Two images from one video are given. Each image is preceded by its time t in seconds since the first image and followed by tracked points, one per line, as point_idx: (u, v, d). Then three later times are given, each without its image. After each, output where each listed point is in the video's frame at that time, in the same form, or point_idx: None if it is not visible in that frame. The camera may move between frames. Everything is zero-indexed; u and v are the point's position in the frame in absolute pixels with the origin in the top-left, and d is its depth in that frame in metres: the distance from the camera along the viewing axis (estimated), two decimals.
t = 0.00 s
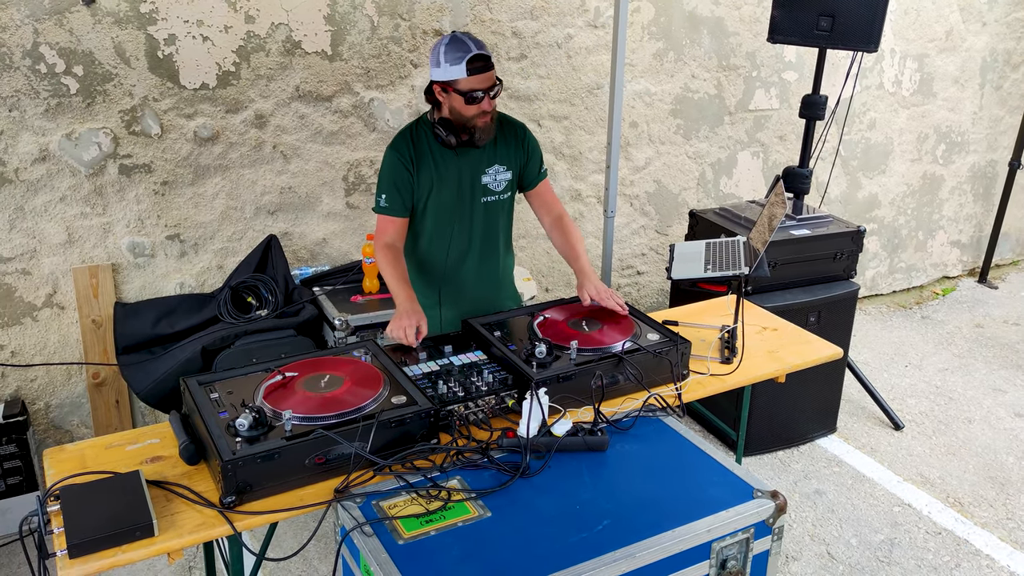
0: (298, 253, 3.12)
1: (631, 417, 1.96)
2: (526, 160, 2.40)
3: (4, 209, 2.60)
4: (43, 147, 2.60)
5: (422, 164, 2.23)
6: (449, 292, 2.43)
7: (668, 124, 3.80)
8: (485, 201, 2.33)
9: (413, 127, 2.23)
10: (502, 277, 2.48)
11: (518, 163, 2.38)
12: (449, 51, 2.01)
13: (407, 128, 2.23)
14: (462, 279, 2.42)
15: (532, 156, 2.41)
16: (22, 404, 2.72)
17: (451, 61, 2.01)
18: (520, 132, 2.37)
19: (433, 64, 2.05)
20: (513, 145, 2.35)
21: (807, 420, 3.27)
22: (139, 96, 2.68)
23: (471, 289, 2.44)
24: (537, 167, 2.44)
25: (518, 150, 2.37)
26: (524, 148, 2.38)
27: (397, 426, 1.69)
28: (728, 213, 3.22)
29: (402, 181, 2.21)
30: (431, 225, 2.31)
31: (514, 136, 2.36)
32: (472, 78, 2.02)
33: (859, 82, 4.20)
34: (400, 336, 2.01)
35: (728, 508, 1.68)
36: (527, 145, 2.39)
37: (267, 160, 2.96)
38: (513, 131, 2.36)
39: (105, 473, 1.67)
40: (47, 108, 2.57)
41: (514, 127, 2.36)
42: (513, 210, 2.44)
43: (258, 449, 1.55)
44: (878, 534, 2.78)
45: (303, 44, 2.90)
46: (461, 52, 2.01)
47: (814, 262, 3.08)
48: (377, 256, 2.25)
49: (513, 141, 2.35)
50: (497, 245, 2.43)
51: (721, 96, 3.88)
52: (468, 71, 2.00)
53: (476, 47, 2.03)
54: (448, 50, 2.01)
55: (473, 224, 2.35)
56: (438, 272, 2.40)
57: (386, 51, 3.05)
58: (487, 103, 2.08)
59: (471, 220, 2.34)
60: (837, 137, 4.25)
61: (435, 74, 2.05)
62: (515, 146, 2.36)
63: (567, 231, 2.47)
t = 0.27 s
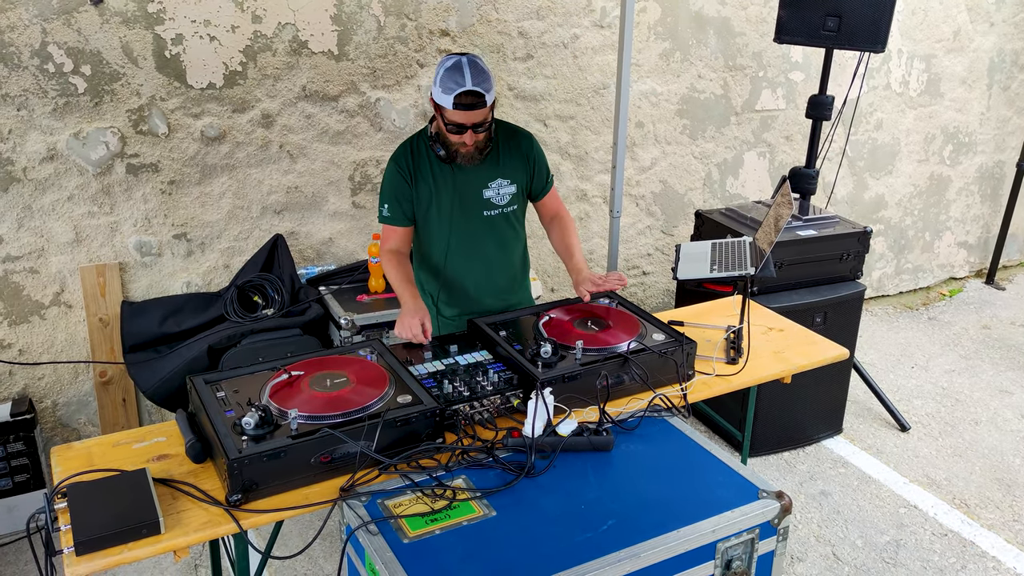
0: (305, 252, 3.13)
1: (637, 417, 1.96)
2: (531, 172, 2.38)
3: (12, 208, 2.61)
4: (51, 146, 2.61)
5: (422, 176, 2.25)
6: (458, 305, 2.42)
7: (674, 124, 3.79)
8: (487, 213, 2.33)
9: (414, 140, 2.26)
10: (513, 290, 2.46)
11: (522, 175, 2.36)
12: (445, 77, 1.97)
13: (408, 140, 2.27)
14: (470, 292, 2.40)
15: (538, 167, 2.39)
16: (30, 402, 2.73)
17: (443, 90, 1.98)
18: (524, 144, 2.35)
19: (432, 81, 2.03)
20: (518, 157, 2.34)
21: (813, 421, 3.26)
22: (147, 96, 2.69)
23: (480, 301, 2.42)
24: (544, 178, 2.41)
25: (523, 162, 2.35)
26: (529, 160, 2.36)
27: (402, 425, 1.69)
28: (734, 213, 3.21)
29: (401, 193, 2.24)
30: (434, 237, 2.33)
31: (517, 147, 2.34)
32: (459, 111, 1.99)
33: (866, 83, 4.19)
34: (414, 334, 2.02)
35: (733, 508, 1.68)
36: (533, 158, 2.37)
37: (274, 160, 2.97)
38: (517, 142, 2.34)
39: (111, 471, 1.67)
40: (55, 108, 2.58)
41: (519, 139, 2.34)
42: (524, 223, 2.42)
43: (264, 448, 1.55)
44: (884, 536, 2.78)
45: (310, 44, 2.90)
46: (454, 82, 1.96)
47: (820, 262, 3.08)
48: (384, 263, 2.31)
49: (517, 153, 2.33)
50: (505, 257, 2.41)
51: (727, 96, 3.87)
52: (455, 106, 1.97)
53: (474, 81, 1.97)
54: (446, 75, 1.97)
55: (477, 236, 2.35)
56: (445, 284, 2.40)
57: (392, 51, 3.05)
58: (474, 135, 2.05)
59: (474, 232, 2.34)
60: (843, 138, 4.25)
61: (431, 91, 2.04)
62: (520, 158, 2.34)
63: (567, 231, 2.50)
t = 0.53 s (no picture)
0: (309, 252, 3.14)
1: (641, 417, 1.95)
2: (531, 170, 2.36)
3: (17, 208, 2.62)
4: (57, 145, 2.62)
5: (419, 174, 2.25)
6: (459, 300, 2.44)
7: (679, 124, 3.79)
8: (485, 212, 2.32)
9: (412, 136, 2.26)
10: (514, 286, 2.46)
11: (521, 174, 2.34)
12: (434, 77, 1.97)
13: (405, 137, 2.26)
14: (470, 288, 2.41)
15: (538, 166, 2.36)
16: (35, 401, 2.74)
17: (433, 90, 1.98)
18: (523, 143, 2.32)
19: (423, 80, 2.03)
20: (516, 155, 2.32)
21: (818, 422, 3.26)
22: (152, 96, 2.70)
23: (478, 298, 2.43)
24: (545, 176, 2.39)
25: (522, 159, 2.33)
26: (529, 157, 2.34)
27: (407, 424, 1.70)
28: (739, 213, 3.21)
29: (399, 191, 2.25)
30: (433, 233, 2.34)
31: (515, 146, 2.31)
32: (448, 112, 1.99)
33: (871, 83, 4.18)
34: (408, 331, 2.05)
35: (738, 508, 1.68)
36: (533, 155, 2.34)
37: (279, 159, 2.97)
38: (516, 141, 2.32)
39: (117, 469, 1.68)
40: (61, 107, 2.59)
41: (518, 136, 2.32)
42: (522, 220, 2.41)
43: (269, 447, 1.56)
44: (888, 536, 2.77)
45: (315, 44, 2.91)
46: (444, 83, 1.96)
47: (825, 263, 3.07)
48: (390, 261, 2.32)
49: (515, 151, 2.31)
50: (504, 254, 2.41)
51: (732, 97, 3.87)
52: (443, 107, 1.98)
53: (463, 82, 1.97)
54: (436, 75, 1.97)
55: (475, 234, 2.35)
56: (445, 279, 2.41)
57: (397, 51, 3.06)
58: (463, 135, 2.06)
59: (471, 230, 2.34)
60: (848, 138, 4.24)
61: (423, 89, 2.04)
62: (518, 156, 2.32)
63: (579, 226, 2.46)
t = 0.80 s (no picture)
0: (311, 252, 3.14)
1: (643, 417, 1.96)
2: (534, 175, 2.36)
3: (20, 208, 2.62)
4: (59, 146, 2.62)
5: (423, 177, 2.25)
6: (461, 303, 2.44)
7: (680, 124, 3.79)
8: (488, 215, 2.33)
9: (416, 140, 2.26)
10: (517, 290, 2.46)
11: (524, 178, 2.35)
12: (441, 87, 1.97)
13: (410, 140, 2.26)
14: (473, 291, 2.42)
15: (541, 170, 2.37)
16: (38, 401, 2.74)
17: (440, 100, 1.97)
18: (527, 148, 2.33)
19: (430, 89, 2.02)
20: (520, 159, 2.32)
21: (820, 421, 3.25)
22: (155, 96, 2.70)
23: (479, 302, 2.43)
24: (548, 181, 2.39)
25: (525, 164, 2.34)
26: (532, 162, 2.35)
27: (409, 424, 1.70)
28: (741, 213, 3.21)
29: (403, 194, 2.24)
30: (436, 237, 2.34)
31: (519, 150, 2.32)
32: (454, 123, 1.99)
33: (873, 83, 4.18)
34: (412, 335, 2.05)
35: (739, 508, 1.68)
36: (537, 159, 2.35)
37: (281, 160, 2.97)
38: (520, 145, 2.32)
39: (119, 469, 1.68)
40: (63, 108, 2.59)
41: (522, 141, 2.33)
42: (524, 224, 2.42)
43: (271, 447, 1.56)
44: (890, 536, 2.77)
45: (317, 44, 2.91)
46: (450, 94, 1.96)
47: (827, 262, 3.07)
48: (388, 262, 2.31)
49: (519, 156, 2.32)
50: (507, 258, 2.42)
51: (734, 97, 3.87)
52: (449, 117, 1.97)
53: (470, 93, 1.96)
54: (442, 85, 1.96)
55: (479, 237, 2.35)
56: (447, 283, 2.41)
57: (399, 51, 3.06)
58: (469, 145, 2.06)
59: (474, 234, 2.34)
60: (850, 138, 4.24)
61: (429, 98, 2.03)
62: (522, 160, 2.33)
63: (591, 231, 2.45)
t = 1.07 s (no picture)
0: (311, 251, 3.14)
1: (643, 416, 1.95)
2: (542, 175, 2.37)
3: (19, 208, 2.62)
4: (59, 145, 2.62)
5: (431, 174, 2.24)
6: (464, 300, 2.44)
7: (680, 123, 3.79)
8: (495, 214, 2.32)
9: (424, 136, 2.24)
10: (518, 288, 2.47)
11: (533, 178, 2.35)
12: (457, 81, 1.97)
13: (418, 136, 2.24)
14: (477, 289, 2.42)
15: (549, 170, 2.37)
16: (38, 400, 2.74)
17: (455, 94, 1.97)
18: (536, 147, 2.33)
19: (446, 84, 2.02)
20: (528, 158, 2.32)
21: (820, 421, 3.25)
22: (154, 96, 2.70)
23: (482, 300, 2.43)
24: (555, 180, 2.39)
25: (534, 163, 2.33)
26: (540, 161, 2.34)
27: (409, 424, 1.70)
28: (741, 213, 3.21)
29: (410, 191, 2.22)
30: (442, 234, 2.33)
31: (528, 149, 2.31)
32: (467, 117, 1.98)
33: (873, 82, 4.18)
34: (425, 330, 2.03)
35: (739, 507, 1.68)
36: (545, 159, 2.35)
37: (281, 159, 2.97)
38: (529, 145, 2.32)
39: (119, 469, 1.68)
40: (63, 107, 2.59)
41: (531, 140, 2.32)
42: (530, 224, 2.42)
43: (271, 446, 1.56)
44: (890, 535, 2.77)
45: (317, 43, 2.91)
46: (466, 87, 1.96)
47: (827, 261, 3.07)
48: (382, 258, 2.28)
49: (528, 155, 2.32)
50: (512, 257, 2.42)
51: (734, 96, 3.87)
52: (463, 111, 1.97)
53: (486, 88, 1.96)
54: (458, 79, 1.97)
55: (484, 236, 2.35)
56: (451, 280, 2.41)
57: (399, 50, 3.06)
58: (481, 141, 2.04)
59: (480, 232, 2.34)
60: (850, 137, 4.24)
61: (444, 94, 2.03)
62: (531, 159, 2.32)
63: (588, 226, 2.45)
